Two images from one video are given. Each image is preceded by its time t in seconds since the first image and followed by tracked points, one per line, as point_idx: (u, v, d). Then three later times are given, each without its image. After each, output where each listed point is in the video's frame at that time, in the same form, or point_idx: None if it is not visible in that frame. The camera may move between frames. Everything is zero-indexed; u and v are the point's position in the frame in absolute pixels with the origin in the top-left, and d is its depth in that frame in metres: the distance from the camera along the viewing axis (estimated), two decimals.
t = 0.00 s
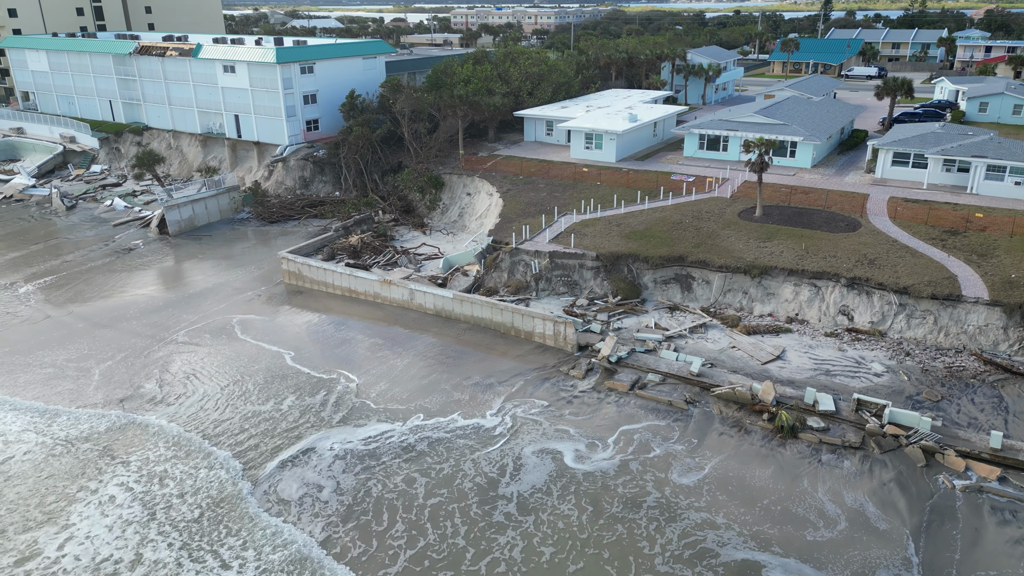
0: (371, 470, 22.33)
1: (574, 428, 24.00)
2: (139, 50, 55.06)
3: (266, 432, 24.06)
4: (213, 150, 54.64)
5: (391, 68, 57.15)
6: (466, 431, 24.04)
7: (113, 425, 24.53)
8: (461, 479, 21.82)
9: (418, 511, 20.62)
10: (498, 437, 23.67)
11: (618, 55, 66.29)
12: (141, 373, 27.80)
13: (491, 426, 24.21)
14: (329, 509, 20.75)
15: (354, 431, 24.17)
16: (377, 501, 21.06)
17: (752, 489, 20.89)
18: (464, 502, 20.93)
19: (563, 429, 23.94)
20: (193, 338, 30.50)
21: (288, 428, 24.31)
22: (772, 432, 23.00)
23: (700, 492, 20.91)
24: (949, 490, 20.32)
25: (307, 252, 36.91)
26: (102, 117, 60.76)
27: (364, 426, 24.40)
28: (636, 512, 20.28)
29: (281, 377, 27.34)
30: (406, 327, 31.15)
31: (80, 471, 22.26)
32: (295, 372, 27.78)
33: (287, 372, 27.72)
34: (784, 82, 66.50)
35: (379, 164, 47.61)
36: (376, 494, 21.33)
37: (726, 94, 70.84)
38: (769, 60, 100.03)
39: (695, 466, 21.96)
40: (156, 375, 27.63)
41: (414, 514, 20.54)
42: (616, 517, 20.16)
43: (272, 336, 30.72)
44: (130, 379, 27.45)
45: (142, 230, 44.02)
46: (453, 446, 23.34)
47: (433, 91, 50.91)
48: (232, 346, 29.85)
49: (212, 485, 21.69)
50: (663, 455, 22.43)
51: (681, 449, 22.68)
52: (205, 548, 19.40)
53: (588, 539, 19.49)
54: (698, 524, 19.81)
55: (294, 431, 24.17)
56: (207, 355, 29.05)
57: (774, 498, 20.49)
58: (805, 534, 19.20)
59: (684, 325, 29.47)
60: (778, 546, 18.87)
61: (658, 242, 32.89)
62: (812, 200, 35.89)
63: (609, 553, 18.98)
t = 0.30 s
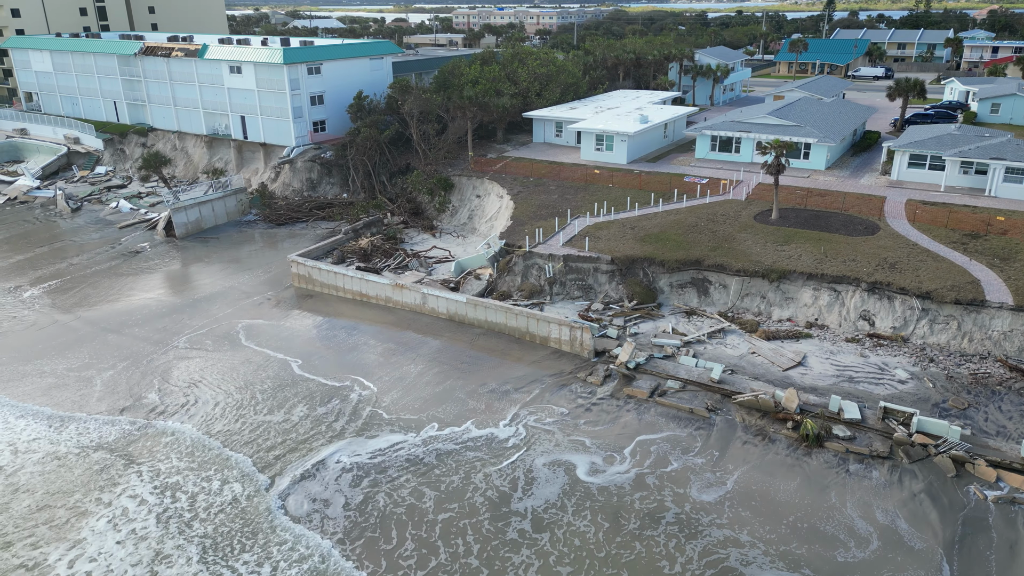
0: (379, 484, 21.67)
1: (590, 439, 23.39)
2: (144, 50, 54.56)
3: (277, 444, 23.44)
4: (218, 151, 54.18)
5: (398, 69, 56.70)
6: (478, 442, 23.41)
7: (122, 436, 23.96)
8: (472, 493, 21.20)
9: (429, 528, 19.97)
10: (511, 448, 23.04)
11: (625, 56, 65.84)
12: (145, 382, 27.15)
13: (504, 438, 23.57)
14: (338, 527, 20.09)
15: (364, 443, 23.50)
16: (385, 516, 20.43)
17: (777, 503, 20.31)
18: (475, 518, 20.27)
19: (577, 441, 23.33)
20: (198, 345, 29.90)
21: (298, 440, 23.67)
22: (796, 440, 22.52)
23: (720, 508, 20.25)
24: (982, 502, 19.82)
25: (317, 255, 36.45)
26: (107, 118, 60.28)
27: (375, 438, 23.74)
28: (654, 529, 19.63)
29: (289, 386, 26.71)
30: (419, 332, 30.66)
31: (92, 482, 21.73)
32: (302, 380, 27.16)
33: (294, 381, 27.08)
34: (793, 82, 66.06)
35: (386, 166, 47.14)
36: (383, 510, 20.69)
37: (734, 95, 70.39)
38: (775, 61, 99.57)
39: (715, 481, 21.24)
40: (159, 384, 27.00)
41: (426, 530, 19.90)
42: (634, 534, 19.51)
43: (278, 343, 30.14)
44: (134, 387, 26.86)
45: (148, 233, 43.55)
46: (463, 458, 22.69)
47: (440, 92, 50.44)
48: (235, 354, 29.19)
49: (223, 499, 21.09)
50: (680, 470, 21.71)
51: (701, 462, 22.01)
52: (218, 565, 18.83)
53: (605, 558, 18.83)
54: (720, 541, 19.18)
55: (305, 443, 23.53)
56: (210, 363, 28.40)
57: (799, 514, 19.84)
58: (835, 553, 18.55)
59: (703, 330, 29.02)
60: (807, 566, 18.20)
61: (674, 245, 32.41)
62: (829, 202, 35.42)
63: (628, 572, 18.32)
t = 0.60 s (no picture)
0: (385, 500, 20.94)
1: (605, 451, 22.72)
2: (148, 51, 54.09)
3: (286, 458, 22.76)
4: (223, 152, 53.73)
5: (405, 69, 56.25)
6: (489, 455, 22.75)
7: (130, 448, 23.36)
8: (482, 509, 20.50)
9: (437, 546, 19.26)
10: (523, 462, 22.36)
11: (633, 56, 65.39)
12: (148, 391, 26.52)
13: (517, 450, 22.91)
14: (345, 545, 19.34)
15: (373, 456, 22.79)
16: (392, 534, 19.69)
17: (803, 517, 19.73)
18: (486, 536, 19.56)
19: (591, 453, 22.65)
20: (200, 353, 29.24)
21: (307, 453, 22.98)
22: (821, 450, 22.03)
23: (742, 525, 19.57)
24: (1015, 515, 19.30)
25: (325, 259, 35.96)
26: (110, 119, 59.80)
27: (386, 450, 23.06)
28: (671, 548, 18.91)
29: (296, 397, 26.06)
30: (431, 338, 30.14)
31: (102, 495, 21.18)
32: (309, 390, 26.53)
33: (299, 391, 26.40)
34: (801, 83, 65.61)
35: (394, 168, 46.66)
36: (389, 527, 19.95)
37: (742, 96, 69.96)
38: (780, 62, 99.11)
39: (735, 499, 20.51)
40: (160, 394, 26.35)
41: (434, 549, 19.17)
42: (652, 553, 18.81)
43: (282, 350, 29.49)
44: (136, 396, 26.24)
45: (153, 236, 43.06)
46: (472, 472, 22.02)
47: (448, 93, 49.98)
48: (237, 362, 28.51)
49: (234, 514, 20.47)
50: (698, 486, 21.00)
51: (721, 477, 21.34)
52: None
53: None
54: (743, 561, 18.48)
55: (315, 456, 22.85)
56: (212, 372, 27.73)
57: (826, 532, 19.18)
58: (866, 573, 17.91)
59: (720, 336, 28.55)
60: None
61: (689, 249, 31.93)
62: (845, 205, 34.94)
63: None
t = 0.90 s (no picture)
0: (387, 515, 20.32)
1: (620, 465, 22.05)
2: (152, 51, 53.56)
3: (294, 472, 22.04)
4: (228, 153, 53.23)
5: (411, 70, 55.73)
6: (496, 469, 22.07)
7: (138, 459, 22.77)
8: (491, 526, 19.83)
9: (446, 567, 18.57)
10: (534, 477, 21.68)
11: (640, 56, 64.84)
12: (151, 401, 25.88)
13: (529, 464, 22.23)
14: (355, 566, 18.62)
15: (384, 470, 22.07)
16: (397, 553, 19.03)
17: (830, 533, 19.14)
18: (496, 556, 18.87)
19: (604, 467, 21.98)
20: (198, 361, 28.59)
21: (316, 467, 22.28)
22: (847, 460, 21.55)
23: (765, 544, 18.90)
24: None
25: (333, 262, 35.42)
26: (114, 119, 59.31)
27: (396, 464, 22.35)
28: (689, 569, 18.22)
29: (302, 407, 25.40)
30: (443, 343, 29.59)
31: (111, 509, 20.61)
32: (317, 399, 25.91)
33: (306, 402, 25.72)
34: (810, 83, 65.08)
35: (401, 169, 46.15)
36: (393, 546, 19.29)
37: (750, 96, 69.45)
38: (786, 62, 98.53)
39: (757, 517, 19.81)
40: (158, 404, 25.69)
41: (442, 571, 18.46)
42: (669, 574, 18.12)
43: (285, 358, 28.81)
44: (138, 406, 25.63)
45: (158, 239, 42.56)
46: (479, 487, 21.36)
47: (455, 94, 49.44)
48: (242, 370, 27.85)
49: (244, 531, 19.83)
50: (717, 503, 20.31)
51: (741, 493, 20.66)
52: None
53: None
54: None
55: (323, 470, 22.13)
56: (216, 381, 27.08)
57: (854, 552, 18.53)
58: None
59: (738, 342, 28.03)
60: None
61: (705, 253, 31.40)
62: (862, 208, 34.38)
63: None
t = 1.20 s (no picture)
0: (390, 534, 19.62)
1: (637, 480, 21.34)
2: (156, 51, 53.02)
3: (304, 487, 21.38)
4: (233, 155, 52.71)
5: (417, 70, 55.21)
6: (503, 485, 21.34)
7: (145, 471, 22.19)
8: (501, 545, 19.14)
9: None
10: (545, 492, 20.97)
11: (647, 57, 64.29)
12: (155, 411, 25.24)
13: (541, 478, 21.55)
14: None
15: (395, 486, 21.37)
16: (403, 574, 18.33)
17: (858, 549, 18.56)
18: None
19: (620, 482, 21.28)
20: (196, 369, 27.91)
21: (326, 481, 21.63)
22: (874, 471, 21.02)
23: (788, 565, 18.20)
24: None
25: (341, 265, 34.87)
26: (116, 120, 58.78)
27: (407, 479, 21.67)
28: None
29: (309, 418, 24.73)
30: (456, 348, 29.09)
31: (121, 524, 20.05)
32: (325, 409, 25.30)
33: (312, 413, 25.04)
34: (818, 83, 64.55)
35: (408, 171, 45.61)
36: (399, 566, 18.59)
37: (757, 97, 68.93)
38: (792, 62, 97.94)
39: (780, 537, 19.07)
40: (160, 415, 25.03)
41: None
42: None
43: (289, 367, 28.12)
44: (142, 416, 25.02)
45: (162, 241, 42.02)
46: (486, 503, 20.66)
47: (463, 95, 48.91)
48: (245, 379, 27.18)
49: (256, 548, 19.25)
50: (737, 522, 19.59)
51: (762, 511, 19.95)
52: None
53: None
54: None
55: (333, 485, 21.45)
56: (220, 390, 26.44)
57: (883, 570, 17.91)
58: None
59: (757, 348, 27.50)
60: None
61: (721, 256, 30.87)
62: (879, 210, 33.80)
63: None
